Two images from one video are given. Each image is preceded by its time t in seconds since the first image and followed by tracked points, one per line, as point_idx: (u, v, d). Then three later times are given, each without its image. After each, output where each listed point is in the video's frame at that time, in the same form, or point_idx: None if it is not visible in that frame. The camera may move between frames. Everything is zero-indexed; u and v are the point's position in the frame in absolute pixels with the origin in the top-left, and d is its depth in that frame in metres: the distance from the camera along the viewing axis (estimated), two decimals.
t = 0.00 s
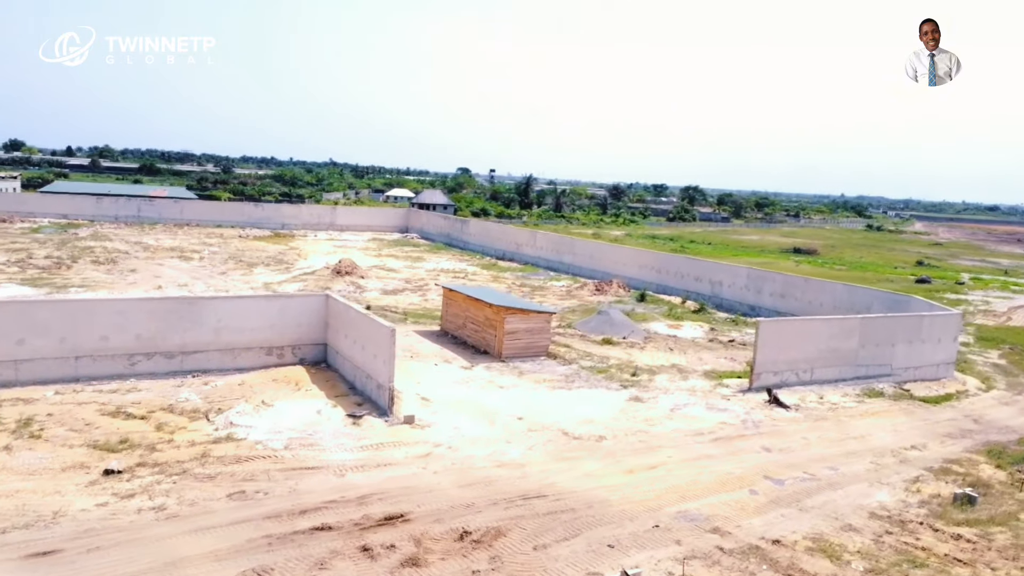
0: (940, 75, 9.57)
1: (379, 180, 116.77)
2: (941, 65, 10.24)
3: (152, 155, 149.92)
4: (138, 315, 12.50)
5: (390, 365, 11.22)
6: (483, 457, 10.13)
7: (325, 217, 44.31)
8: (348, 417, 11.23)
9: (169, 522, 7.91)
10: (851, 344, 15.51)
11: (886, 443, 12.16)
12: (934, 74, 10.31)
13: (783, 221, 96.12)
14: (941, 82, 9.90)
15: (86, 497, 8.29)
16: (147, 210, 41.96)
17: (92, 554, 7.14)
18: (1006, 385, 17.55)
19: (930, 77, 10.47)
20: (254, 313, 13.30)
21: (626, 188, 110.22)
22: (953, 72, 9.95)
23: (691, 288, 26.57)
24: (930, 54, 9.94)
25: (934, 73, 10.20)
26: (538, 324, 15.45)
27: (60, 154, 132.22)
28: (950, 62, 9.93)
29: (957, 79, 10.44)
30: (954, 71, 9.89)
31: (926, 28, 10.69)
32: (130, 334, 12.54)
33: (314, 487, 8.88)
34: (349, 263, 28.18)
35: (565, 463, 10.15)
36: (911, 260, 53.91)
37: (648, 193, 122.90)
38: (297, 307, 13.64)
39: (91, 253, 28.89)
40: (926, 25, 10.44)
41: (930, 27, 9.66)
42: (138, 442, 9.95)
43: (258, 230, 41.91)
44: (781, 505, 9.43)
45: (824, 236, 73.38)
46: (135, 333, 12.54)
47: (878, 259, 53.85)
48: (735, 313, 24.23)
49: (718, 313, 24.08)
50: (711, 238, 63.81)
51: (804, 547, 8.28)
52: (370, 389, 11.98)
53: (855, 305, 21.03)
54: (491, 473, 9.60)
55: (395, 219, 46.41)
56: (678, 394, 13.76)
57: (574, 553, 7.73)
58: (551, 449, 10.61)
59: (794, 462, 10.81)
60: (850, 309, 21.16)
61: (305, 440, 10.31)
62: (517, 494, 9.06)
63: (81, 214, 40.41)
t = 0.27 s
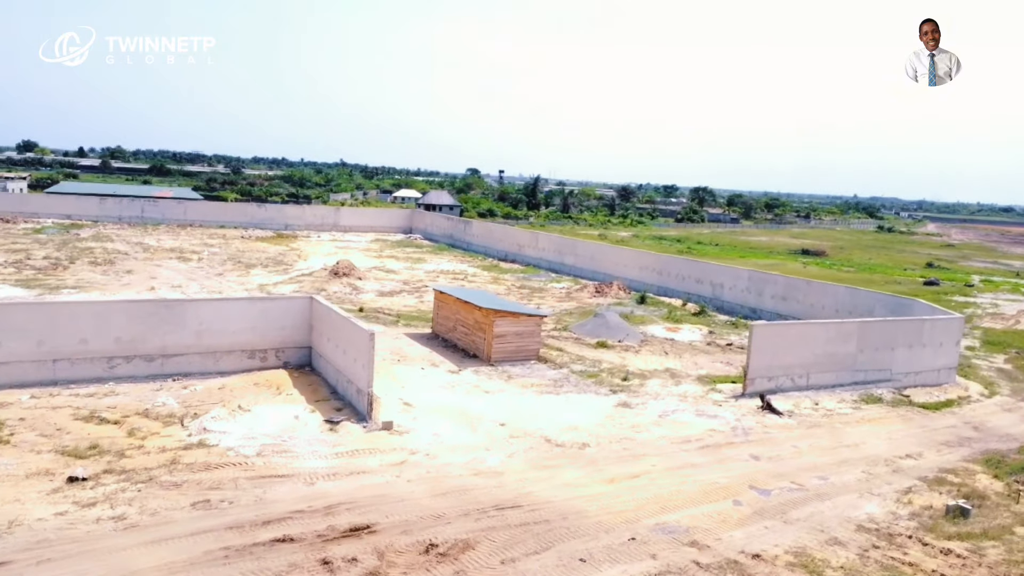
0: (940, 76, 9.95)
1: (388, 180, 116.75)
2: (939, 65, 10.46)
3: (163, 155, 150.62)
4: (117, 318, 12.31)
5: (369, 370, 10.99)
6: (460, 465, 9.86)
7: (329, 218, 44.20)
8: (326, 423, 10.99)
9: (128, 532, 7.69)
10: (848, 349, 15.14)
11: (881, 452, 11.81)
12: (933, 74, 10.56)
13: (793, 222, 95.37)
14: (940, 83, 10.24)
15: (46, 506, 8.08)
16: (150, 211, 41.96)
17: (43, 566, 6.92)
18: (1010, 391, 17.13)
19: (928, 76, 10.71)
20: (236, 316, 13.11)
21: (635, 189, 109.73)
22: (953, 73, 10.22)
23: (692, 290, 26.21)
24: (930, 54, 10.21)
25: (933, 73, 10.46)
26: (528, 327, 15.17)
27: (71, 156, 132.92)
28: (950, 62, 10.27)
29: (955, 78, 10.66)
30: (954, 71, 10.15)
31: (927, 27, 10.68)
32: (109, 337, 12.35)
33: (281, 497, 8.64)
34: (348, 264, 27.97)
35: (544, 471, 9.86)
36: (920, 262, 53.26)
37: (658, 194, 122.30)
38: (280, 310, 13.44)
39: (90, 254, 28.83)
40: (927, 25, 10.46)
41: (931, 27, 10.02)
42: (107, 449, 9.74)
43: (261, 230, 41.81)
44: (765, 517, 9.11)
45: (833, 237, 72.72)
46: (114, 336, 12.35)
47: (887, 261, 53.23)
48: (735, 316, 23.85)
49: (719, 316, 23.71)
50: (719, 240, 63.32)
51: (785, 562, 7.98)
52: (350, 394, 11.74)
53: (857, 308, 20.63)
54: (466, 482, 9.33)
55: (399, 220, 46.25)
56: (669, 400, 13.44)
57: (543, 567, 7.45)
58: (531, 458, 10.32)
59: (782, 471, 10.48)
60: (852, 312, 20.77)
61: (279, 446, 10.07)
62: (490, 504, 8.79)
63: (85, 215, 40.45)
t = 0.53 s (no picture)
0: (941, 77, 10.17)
1: (391, 181, 116.67)
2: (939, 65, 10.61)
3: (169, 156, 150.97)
4: (90, 321, 12.10)
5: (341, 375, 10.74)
6: (431, 474, 9.61)
7: (328, 218, 44.03)
8: (297, 429, 10.75)
9: (78, 543, 7.45)
10: (839, 354, 14.83)
11: (868, 460, 11.50)
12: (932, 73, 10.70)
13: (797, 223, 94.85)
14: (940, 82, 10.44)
15: None
16: (148, 211, 41.84)
17: None
18: (1007, 397, 16.77)
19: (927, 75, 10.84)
20: (211, 319, 12.89)
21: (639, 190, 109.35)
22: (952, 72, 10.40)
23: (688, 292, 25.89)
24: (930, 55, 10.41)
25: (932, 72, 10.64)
26: (512, 330, 14.91)
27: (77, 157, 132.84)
28: (950, 62, 10.45)
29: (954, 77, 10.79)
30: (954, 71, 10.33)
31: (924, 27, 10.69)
32: (81, 341, 12.14)
33: (242, 507, 8.40)
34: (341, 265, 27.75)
35: (517, 481, 9.60)
36: (924, 264, 52.80)
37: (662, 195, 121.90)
38: (257, 313, 13.22)
39: (84, 254, 28.70)
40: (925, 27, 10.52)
41: (930, 25, 10.22)
42: (69, 456, 9.51)
43: (259, 231, 41.66)
44: (742, 528, 8.82)
45: (838, 238, 72.24)
46: (86, 340, 12.14)
47: (891, 263, 52.77)
48: (731, 318, 23.54)
49: (714, 318, 23.39)
50: (721, 241, 62.92)
51: None
52: (324, 399, 11.50)
53: (853, 311, 20.31)
54: (434, 492, 9.07)
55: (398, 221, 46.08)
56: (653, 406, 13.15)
57: None
58: (505, 466, 10.05)
59: (763, 481, 10.19)
60: (847, 315, 20.45)
61: (245, 453, 9.83)
62: (457, 514, 8.53)
63: (82, 215, 40.37)
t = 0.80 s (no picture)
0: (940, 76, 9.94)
1: (390, 181, 116.51)
2: (940, 65, 10.39)
3: (169, 156, 150.89)
4: (56, 323, 11.88)
5: (308, 379, 10.50)
6: (395, 481, 9.37)
7: (322, 218, 43.82)
8: (263, 433, 10.50)
9: (19, 553, 7.22)
10: (824, 357, 14.57)
11: (848, 466, 11.25)
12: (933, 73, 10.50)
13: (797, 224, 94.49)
14: (940, 82, 10.22)
15: None
16: (141, 211, 41.64)
17: None
18: (996, 400, 16.50)
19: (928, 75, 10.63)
20: (182, 321, 12.66)
21: (638, 190, 109.11)
22: (953, 73, 10.18)
23: (679, 293, 25.63)
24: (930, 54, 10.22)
25: (933, 72, 10.43)
26: (492, 332, 14.69)
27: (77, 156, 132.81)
28: (950, 62, 10.24)
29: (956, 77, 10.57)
30: (954, 71, 10.12)
31: (925, 26, 10.50)
32: (48, 343, 11.91)
33: (194, 515, 8.16)
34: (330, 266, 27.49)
35: (482, 489, 9.36)
36: (923, 265, 52.51)
37: (663, 195, 121.59)
38: (230, 314, 12.99)
39: (71, 254, 28.49)
40: (925, 26, 10.29)
41: (930, 25, 10.05)
42: (24, 462, 9.29)
43: (252, 231, 41.44)
44: (711, 538, 8.56)
45: (837, 238, 71.91)
46: (53, 342, 11.92)
47: (890, 263, 52.45)
48: (721, 320, 23.27)
49: (703, 320, 23.13)
50: (720, 241, 62.62)
51: None
52: (293, 403, 11.26)
53: (843, 313, 20.05)
54: (395, 500, 8.84)
55: (393, 221, 45.86)
56: (631, 410, 12.90)
57: None
58: (472, 473, 9.81)
59: (736, 488, 9.94)
60: (838, 317, 20.18)
61: (206, 459, 9.60)
62: (416, 523, 8.30)
63: (75, 215, 40.18)
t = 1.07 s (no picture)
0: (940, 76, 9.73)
1: (388, 181, 116.31)
2: (940, 65, 10.19)
3: (167, 155, 150.69)
4: (19, 325, 11.67)
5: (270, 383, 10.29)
6: (354, 487, 9.16)
7: (313, 218, 43.61)
8: (224, 438, 10.29)
9: None
10: (804, 359, 14.35)
11: (823, 471, 11.03)
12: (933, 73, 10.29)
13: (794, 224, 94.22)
14: (940, 83, 10.03)
15: None
16: (131, 211, 41.41)
17: None
18: (981, 403, 16.27)
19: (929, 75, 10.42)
20: (149, 323, 12.45)
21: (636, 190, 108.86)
22: (952, 73, 9.98)
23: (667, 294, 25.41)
24: (930, 55, 10.02)
25: (932, 72, 10.22)
26: (467, 334, 14.49)
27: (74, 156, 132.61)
28: (950, 62, 10.02)
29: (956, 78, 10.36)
30: (954, 72, 9.92)
31: (926, 26, 10.27)
32: (10, 345, 11.70)
33: (141, 524, 7.95)
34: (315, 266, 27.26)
35: (443, 495, 9.14)
36: (918, 265, 52.25)
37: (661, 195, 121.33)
38: (198, 315, 12.78)
39: (56, 254, 28.26)
40: (926, 25, 10.07)
41: (930, 24, 9.84)
42: None
43: (242, 231, 41.21)
44: (674, 547, 8.34)
45: (834, 238, 71.64)
46: (15, 344, 11.71)
47: (886, 263, 52.15)
48: (708, 321, 23.05)
49: (690, 321, 22.91)
50: (715, 241, 62.35)
51: None
52: (257, 407, 11.05)
53: (830, 314, 19.83)
54: (352, 507, 8.62)
55: (386, 221, 45.66)
56: (606, 413, 12.67)
57: None
58: (435, 478, 9.58)
59: (705, 494, 9.71)
60: (824, 318, 19.96)
61: (162, 465, 9.39)
62: (371, 532, 8.09)
63: (64, 215, 39.96)
